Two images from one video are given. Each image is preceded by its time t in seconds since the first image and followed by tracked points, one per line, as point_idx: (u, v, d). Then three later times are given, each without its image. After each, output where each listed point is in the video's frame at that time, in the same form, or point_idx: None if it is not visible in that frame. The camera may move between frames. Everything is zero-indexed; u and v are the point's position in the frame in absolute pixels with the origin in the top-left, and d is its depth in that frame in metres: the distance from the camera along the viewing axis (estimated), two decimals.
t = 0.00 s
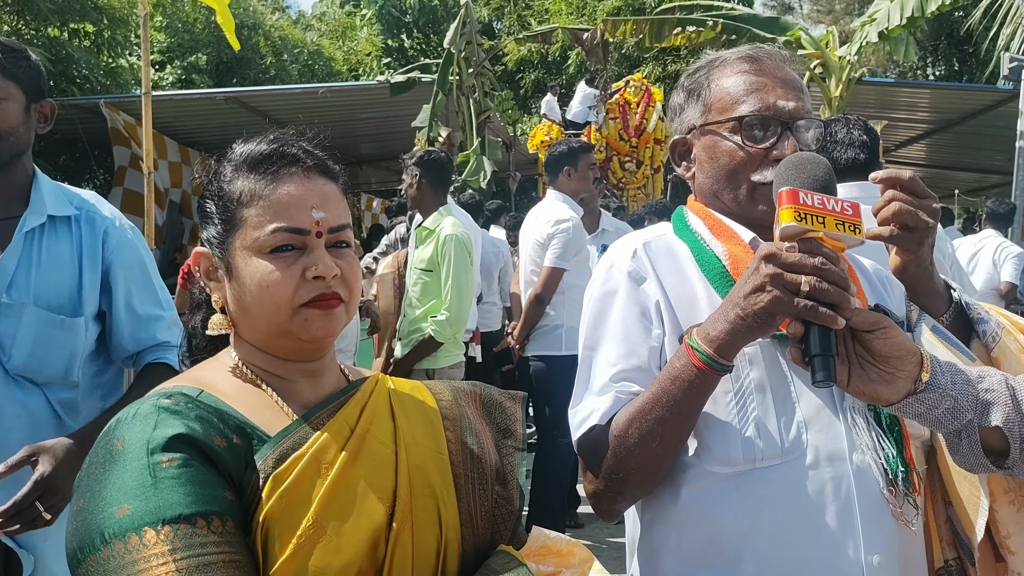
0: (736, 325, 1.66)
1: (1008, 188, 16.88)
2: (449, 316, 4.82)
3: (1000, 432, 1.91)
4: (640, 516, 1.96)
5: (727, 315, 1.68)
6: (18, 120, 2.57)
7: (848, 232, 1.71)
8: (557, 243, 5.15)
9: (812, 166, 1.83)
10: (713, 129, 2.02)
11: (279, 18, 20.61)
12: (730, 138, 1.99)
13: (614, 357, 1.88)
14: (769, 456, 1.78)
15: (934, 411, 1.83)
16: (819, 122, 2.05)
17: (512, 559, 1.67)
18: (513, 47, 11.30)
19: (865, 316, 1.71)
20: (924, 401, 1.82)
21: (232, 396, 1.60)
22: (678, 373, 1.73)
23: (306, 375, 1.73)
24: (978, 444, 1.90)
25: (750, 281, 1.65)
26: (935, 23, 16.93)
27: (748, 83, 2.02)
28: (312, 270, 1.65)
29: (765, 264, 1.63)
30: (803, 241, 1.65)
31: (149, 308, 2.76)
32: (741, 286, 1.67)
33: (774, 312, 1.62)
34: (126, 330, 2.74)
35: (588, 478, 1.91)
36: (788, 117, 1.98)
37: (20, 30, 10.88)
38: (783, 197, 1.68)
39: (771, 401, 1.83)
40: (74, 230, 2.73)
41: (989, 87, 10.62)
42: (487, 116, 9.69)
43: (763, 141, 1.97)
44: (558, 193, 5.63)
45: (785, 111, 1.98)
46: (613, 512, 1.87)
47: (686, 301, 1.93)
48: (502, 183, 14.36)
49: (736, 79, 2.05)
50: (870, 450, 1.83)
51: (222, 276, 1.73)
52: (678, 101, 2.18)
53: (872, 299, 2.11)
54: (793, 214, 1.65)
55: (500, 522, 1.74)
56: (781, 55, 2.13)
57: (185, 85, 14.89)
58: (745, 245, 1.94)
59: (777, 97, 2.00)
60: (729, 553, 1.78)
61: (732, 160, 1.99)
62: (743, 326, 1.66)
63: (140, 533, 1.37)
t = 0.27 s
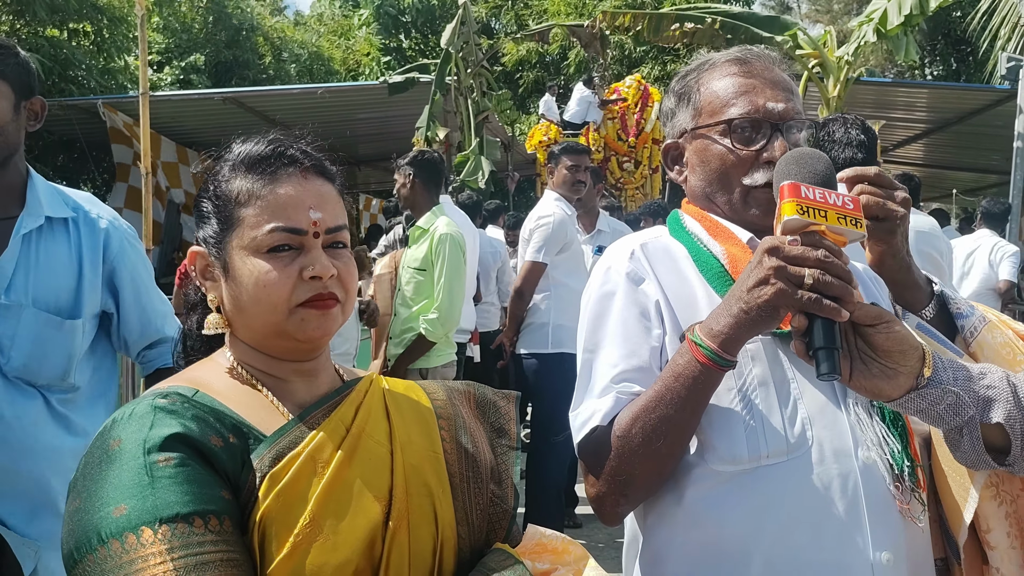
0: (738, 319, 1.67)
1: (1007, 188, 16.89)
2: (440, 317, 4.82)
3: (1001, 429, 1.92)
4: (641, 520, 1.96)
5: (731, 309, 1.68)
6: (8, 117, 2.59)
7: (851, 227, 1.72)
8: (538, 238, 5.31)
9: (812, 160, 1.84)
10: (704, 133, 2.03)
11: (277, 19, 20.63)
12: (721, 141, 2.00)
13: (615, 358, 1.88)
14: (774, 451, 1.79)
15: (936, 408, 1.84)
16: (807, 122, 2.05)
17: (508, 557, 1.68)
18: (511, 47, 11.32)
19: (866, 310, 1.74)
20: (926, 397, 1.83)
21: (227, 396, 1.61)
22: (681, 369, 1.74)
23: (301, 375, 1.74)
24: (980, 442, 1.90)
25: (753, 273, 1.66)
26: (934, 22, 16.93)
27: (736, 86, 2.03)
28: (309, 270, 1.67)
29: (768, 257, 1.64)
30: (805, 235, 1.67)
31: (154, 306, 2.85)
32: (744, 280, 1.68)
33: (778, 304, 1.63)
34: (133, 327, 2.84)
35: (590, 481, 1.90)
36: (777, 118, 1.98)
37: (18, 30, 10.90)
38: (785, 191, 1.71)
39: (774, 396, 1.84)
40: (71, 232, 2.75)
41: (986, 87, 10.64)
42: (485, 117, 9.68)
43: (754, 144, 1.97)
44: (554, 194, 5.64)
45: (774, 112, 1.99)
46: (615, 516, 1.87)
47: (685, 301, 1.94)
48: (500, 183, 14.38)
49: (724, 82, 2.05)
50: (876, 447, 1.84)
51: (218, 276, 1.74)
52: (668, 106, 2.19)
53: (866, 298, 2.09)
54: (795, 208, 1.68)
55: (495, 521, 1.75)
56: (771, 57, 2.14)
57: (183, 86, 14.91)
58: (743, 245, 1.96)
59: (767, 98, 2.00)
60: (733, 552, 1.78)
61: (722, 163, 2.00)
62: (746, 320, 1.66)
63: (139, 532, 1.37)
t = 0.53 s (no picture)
0: (739, 315, 1.67)
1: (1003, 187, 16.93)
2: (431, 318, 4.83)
3: (1003, 428, 1.92)
4: (637, 516, 1.96)
5: (732, 305, 1.68)
6: (6, 114, 2.57)
7: (853, 223, 1.73)
8: (522, 235, 5.32)
9: (816, 156, 1.86)
10: (698, 125, 2.04)
11: (274, 16, 20.60)
12: (715, 132, 2.01)
13: (612, 352, 1.88)
14: (771, 449, 1.79)
15: (936, 404, 1.85)
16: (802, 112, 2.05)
17: (503, 553, 1.68)
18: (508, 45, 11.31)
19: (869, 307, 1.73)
20: (926, 392, 1.84)
21: (219, 394, 1.61)
22: (682, 364, 1.74)
23: (292, 374, 1.74)
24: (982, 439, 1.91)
25: (756, 269, 1.66)
26: (931, 21, 16.94)
27: (730, 77, 2.03)
28: (275, 278, 1.65)
29: (771, 252, 1.64)
30: (808, 231, 1.66)
31: (155, 298, 2.89)
32: (745, 276, 1.68)
33: (780, 301, 1.63)
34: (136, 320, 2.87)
35: (587, 478, 1.90)
36: (771, 108, 1.99)
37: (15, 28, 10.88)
38: (788, 186, 1.69)
39: (772, 390, 1.84)
40: (68, 229, 2.75)
41: (983, 87, 10.66)
42: (482, 115, 9.68)
43: (747, 134, 1.98)
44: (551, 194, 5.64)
45: (768, 102, 1.99)
46: (612, 511, 1.87)
47: (684, 295, 1.94)
48: (497, 182, 14.39)
49: (719, 73, 2.06)
50: (875, 443, 1.85)
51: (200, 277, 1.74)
52: (664, 98, 2.19)
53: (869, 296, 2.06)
54: (798, 203, 1.67)
55: (489, 517, 1.74)
56: (767, 48, 2.14)
57: (180, 84, 14.89)
58: (742, 237, 1.96)
59: (760, 88, 2.01)
60: (729, 550, 1.78)
61: (717, 154, 2.00)
62: (747, 316, 1.66)
63: (133, 530, 1.37)
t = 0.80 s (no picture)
0: (741, 321, 1.67)
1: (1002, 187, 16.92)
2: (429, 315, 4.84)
3: (1005, 428, 1.91)
4: (635, 517, 1.95)
5: (734, 311, 1.68)
6: (6, 112, 2.57)
7: (854, 228, 1.71)
8: (513, 236, 5.31)
9: (816, 160, 1.84)
10: (700, 124, 2.03)
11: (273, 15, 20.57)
12: (717, 131, 2.00)
13: (612, 355, 1.88)
14: (769, 454, 1.79)
15: (940, 408, 1.84)
16: (805, 109, 2.04)
17: (500, 551, 1.67)
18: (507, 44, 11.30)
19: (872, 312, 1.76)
20: (929, 397, 1.83)
21: (217, 392, 1.60)
22: (682, 369, 1.74)
23: (288, 374, 1.73)
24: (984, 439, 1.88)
25: (758, 276, 1.66)
26: (930, 21, 16.92)
27: (732, 75, 2.03)
28: (263, 281, 1.65)
29: (774, 258, 1.64)
30: (812, 236, 1.66)
31: (155, 291, 2.90)
32: (748, 282, 1.68)
33: (782, 307, 1.62)
34: (138, 314, 2.89)
35: (585, 480, 1.89)
36: (773, 106, 1.98)
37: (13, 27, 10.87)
38: (790, 190, 1.70)
39: (770, 396, 1.84)
40: (66, 227, 2.75)
41: (982, 87, 10.66)
42: (482, 114, 9.67)
43: (749, 133, 1.97)
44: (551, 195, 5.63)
45: (770, 100, 1.99)
46: (610, 514, 1.86)
47: (686, 297, 1.93)
48: (496, 181, 14.38)
49: (720, 71, 2.05)
50: (871, 453, 1.84)
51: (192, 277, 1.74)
52: (666, 97, 2.19)
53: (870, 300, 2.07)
54: (800, 208, 1.67)
55: (488, 515, 1.74)
56: (770, 45, 2.12)
57: (179, 82, 14.87)
58: (746, 240, 1.95)
59: (761, 85, 2.00)
60: (726, 551, 1.78)
61: (719, 153, 2.00)
62: (751, 321, 1.66)
63: (124, 529, 1.37)
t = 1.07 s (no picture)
0: (736, 327, 1.66)
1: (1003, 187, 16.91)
2: (429, 312, 4.85)
3: (1006, 431, 1.88)
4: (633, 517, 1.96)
5: (729, 316, 1.68)
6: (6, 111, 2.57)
7: (854, 235, 1.71)
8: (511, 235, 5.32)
9: (816, 165, 1.84)
10: (700, 121, 2.03)
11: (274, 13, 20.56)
12: (716, 129, 2.00)
13: (609, 359, 1.88)
14: (766, 459, 1.78)
15: (940, 413, 1.84)
16: (808, 107, 2.03)
17: (498, 551, 1.67)
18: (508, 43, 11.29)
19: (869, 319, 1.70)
20: (929, 402, 1.83)
21: (215, 389, 1.60)
22: (677, 374, 1.73)
23: (289, 374, 1.73)
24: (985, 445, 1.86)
25: (755, 282, 1.65)
26: (932, 20, 16.89)
27: (733, 72, 2.02)
28: (260, 282, 1.65)
29: (769, 265, 1.63)
30: (807, 243, 1.64)
31: (158, 285, 2.87)
32: (744, 287, 1.67)
33: (778, 314, 1.62)
34: (143, 310, 2.87)
35: (581, 480, 1.90)
36: (773, 105, 1.98)
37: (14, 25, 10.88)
38: (788, 197, 1.68)
39: (767, 402, 1.84)
40: (65, 225, 2.74)
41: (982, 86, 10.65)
42: (482, 113, 9.66)
43: (749, 131, 1.97)
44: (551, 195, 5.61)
45: (770, 98, 1.98)
46: (604, 515, 1.88)
47: (682, 301, 1.93)
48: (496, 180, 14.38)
49: (721, 67, 2.04)
50: (864, 460, 1.82)
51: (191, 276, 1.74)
52: (666, 92, 2.18)
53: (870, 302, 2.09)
54: (798, 215, 1.65)
55: (487, 515, 1.74)
56: (772, 39, 2.11)
57: (180, 80, 14.86)
58: (742, 244, 1.94)
59: (761, 83, 2.00)
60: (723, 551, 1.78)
61: (718, 152, 2.00)
62: (745, 327, 1.66)
63: (121, 526, 1.37)
